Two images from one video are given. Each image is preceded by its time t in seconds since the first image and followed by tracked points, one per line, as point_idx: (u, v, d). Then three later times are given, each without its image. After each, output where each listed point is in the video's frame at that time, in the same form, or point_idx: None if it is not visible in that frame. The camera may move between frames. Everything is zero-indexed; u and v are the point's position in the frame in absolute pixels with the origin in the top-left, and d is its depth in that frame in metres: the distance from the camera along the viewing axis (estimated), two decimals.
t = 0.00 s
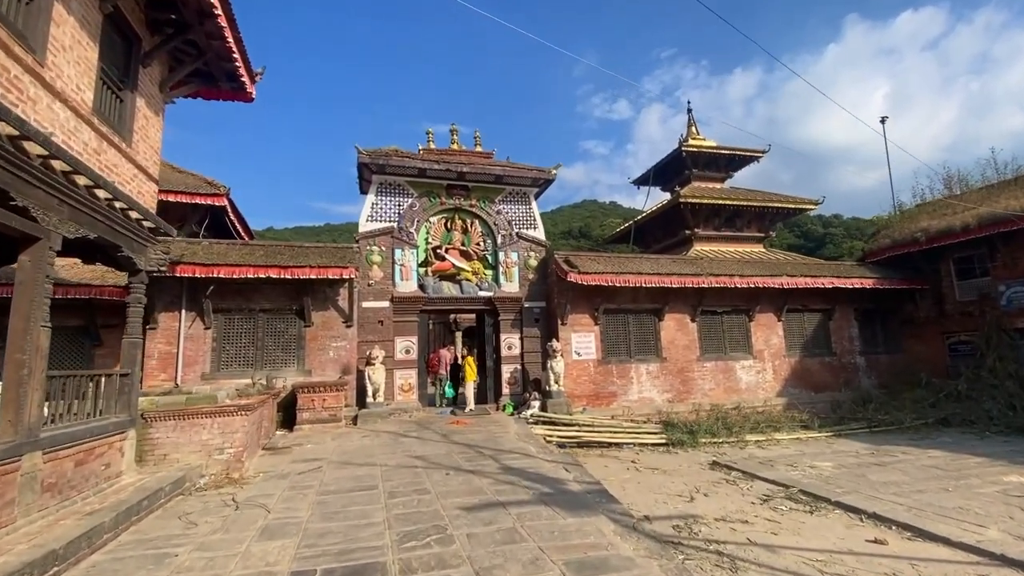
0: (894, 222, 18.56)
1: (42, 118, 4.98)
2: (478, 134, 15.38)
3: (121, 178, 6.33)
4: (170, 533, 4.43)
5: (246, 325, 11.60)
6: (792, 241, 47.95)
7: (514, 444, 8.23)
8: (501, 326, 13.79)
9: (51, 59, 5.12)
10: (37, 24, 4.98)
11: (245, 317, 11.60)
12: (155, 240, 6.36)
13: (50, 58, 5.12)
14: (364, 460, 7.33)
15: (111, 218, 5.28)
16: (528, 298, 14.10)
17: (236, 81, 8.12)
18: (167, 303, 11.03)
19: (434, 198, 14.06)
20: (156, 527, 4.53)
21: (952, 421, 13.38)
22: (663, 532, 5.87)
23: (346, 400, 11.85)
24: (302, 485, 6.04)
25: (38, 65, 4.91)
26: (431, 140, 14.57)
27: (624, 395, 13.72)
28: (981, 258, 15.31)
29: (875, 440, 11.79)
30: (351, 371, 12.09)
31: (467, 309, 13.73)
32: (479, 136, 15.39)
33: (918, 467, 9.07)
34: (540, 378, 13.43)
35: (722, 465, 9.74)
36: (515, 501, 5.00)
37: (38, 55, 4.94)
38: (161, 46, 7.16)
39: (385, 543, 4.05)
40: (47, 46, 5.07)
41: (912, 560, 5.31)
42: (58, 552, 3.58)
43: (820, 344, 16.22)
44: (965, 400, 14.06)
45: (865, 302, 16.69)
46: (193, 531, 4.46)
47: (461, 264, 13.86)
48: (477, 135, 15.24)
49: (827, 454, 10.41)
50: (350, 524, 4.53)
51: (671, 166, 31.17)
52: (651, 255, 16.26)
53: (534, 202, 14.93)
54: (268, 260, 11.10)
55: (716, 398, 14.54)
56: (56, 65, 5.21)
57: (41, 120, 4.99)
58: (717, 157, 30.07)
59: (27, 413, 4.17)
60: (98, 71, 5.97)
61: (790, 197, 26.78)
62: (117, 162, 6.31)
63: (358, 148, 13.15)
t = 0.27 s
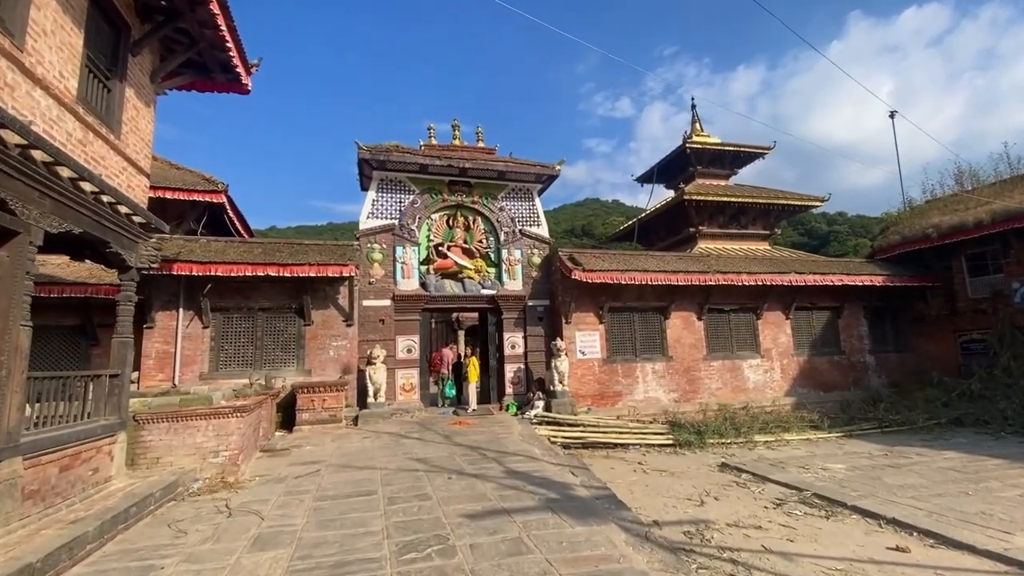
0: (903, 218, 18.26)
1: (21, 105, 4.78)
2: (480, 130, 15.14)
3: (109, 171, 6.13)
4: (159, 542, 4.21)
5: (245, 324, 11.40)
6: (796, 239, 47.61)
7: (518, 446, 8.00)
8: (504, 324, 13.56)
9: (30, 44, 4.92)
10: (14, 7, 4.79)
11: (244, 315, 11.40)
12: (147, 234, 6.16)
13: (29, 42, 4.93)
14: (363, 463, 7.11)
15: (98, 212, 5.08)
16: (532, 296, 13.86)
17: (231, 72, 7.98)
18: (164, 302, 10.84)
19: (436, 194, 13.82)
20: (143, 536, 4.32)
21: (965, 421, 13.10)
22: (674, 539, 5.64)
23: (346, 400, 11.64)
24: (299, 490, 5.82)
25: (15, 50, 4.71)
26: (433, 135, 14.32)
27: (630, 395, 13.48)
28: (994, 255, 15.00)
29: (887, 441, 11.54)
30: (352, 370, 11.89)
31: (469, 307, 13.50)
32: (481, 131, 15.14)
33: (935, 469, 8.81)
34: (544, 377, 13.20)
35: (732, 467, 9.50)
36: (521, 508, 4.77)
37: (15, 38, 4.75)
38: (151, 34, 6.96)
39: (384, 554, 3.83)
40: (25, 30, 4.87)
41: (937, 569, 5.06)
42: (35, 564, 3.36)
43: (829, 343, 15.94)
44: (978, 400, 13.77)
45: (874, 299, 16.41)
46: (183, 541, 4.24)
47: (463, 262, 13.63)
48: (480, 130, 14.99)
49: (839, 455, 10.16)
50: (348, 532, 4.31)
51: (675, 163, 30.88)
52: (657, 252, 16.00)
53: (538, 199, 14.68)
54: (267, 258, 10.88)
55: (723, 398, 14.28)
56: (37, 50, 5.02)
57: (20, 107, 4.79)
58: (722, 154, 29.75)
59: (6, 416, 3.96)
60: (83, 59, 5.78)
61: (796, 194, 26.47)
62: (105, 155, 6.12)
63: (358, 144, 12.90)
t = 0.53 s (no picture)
0: (912, 214, 17.95)
1: None
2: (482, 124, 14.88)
3: (91, 161, 5.95)
4: (143, 552, 3.99)
5: (243, 322, 11.18)
6: (800, 236, 47.21)
7: (522, 447, 7.77)
8: (507, 322, 13.31)
9: (6, 24, 4.74)
10: None
11: (242, 314, 11.19)
12: (135, 228, 5.96)
13: (6, 23, 4.74)
14: (363, 464, 6.89)
15: (81, 204, 4.86)
16: (535, 293, 13.61)
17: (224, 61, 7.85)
18: (160, 299, 10.63)
19: (437, 190, 13.58)
20: (127, 545, 4.09)
21: (978, 421, 12.81)
22: (686, 545, 5.40)
23: (346, 400, 11.41)
24: (295, 493, 5.58)
25: None
26: (434, 130, 14.07)
27: (635, 394, 13.22)
28: (1007, 250, 14.68)
29: (900, 441, 11.27)
30: (352, 369, 11.67)
31: (471, 305, 13.27)
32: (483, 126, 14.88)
33: (951, 470, 8.55)
34: (548, 376, 12.96)
35: (741, 468, 9.25)
36: (526, 514, 4.54)
37: None
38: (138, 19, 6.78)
39: (380, 565, 3.59)
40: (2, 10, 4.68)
41: None
42: None
43: (838, 341, 15.66)
44: (992, 399, 13.48)
45: (884, 296, 16.12)
46: (168, 550, 4.01)
47: (465, 259, 13.39)
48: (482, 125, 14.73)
49: (851, 456, 9.90)
50: (342, 541, 4.07)
51: (679, 160, 30.56)
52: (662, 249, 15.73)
53: (541, 195, 14.42)
54: (264, 254, 10.65)
55: (730, 397, 14.02)
56: (14, 31, 4.83)
57: None
58: (726, 150, 29.42)
59: None
60: (65, 43, 5.59)
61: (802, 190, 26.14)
62: (88, 144, 5.93)
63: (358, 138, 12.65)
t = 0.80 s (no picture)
0: (922, 210, 17.64)
1: None
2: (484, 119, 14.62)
3: (74, 151, 5.79)
4: (125, 563, 3.77)
5: (240, 320, 10.98)
6: (804, 233, 46.86)
7: (525, 449, 7.55)
8: (509, 320, 13.07)
9: None
10: None
11: (239, 312, 10.98)
12: (124, 223, 5.74)
13: None
14: (361, 467, 6.67)
15: (62, 196, 4.65)
16: (538, 291, 13.36)
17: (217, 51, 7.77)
18: (156, 297, 10.42)
19: (438, 185, 13.35)
20: (109, 556, 3.88)
21: (992, 421, 12.54)
22: (698, 553, 5.16)
23: (346, 399, 11.20)
24: (289, 498, 5.36)
25: None
26: (435, 125, 13.83)
27: (640, 393, 12.98)
28: (1021, 246, 14.37)
29: (912, 441, 11.02)
30: (352, 368, 11.45)
31: (473, 303, 13.04)
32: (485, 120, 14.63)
33: (968, 472, 8.29)
34: (551, 375, 12.72)
35: (750, 470, 9.01)
36: (530, 522, 4.31)
37: None
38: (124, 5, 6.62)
39: None
40: None
41: None
42: None
43: (846, 339, 15.38)
44: (1006, 398, 13.19)
45: (893, 293, 15.83)
46: (151, 561, 3.79)
47: (467, 256, 13.15)
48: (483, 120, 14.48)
49: (864, 457, 9.64)
50: (335, 551, 3.85)
51: (683, 156, 30.25)
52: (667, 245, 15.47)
53: (544, 190, 14.17)
54: (262, 251, 10.44)
55: (737, 396, 13.77)
56: None
57: None
58: (731, 147, 29.10)
59: None
60: (46, 27, 5.44)
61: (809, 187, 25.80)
62: (71, 133, 5.76)
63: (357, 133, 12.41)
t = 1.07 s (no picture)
0: (932, 205, 17.32)
1: None
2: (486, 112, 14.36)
3: (54, 138, 5.58)
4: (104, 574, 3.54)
5: (237, 317, 10.77)
6: (809, 230, 46.48)
7: (528, 449, 7.32)
8: (511, 317, 12.83)
9: None
10: None
11: (237, 308, 10.77)
12: (108, 214, 5.56)
13: None
14: (359, 468, 6.45)
15: (41, 185, 4.48)
16: (541, 287, 13.12)
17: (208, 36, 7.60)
18: (152, 294, 10.22)
19: (439, 180, 13.11)
20: (89, 566, 3.66)
21: (1005, 420, 12.27)
22: (710, 560, 4.93)
23: (346, 398, 10.98)
24: (283, 502, 5.13)
25: None
26: (436, 118, 13.57)
27: (645, 391, 12.74)
28: None
29: (924, 441, 10.78)
30: (351, 366, 11.22)
31: (475, 300, 12.80)
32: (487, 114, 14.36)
33: (985, 474, 8.04)
34: (555, 373, 12.48)
35: (760, 470, 8.77)
36: (536, 530, 4.08)
37: None
38: None
39: None
40: None
41: None
42: None
43: (855, 336, 15.11)
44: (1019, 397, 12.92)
45: (902, 290, 15.55)
46: (132, 571, 3.57)
47: (469, 252, 12.92)
48: (485, 113, 14.21)
49: (876, 458, 9.40)
50: (328, 561, 3.62)
51: (687, 152, 29.95)
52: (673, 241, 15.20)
53: (547, 185, 13.91)
54: (259, 246, 10.21)
55: (744, 395, 13.51)
56: None
57: None
58: (736, 142, 28.76)
59: None
60: (23, 9, 5.24)
61: (814, 183, 25.47)
62: (51, 119, 5.56)
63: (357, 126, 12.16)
